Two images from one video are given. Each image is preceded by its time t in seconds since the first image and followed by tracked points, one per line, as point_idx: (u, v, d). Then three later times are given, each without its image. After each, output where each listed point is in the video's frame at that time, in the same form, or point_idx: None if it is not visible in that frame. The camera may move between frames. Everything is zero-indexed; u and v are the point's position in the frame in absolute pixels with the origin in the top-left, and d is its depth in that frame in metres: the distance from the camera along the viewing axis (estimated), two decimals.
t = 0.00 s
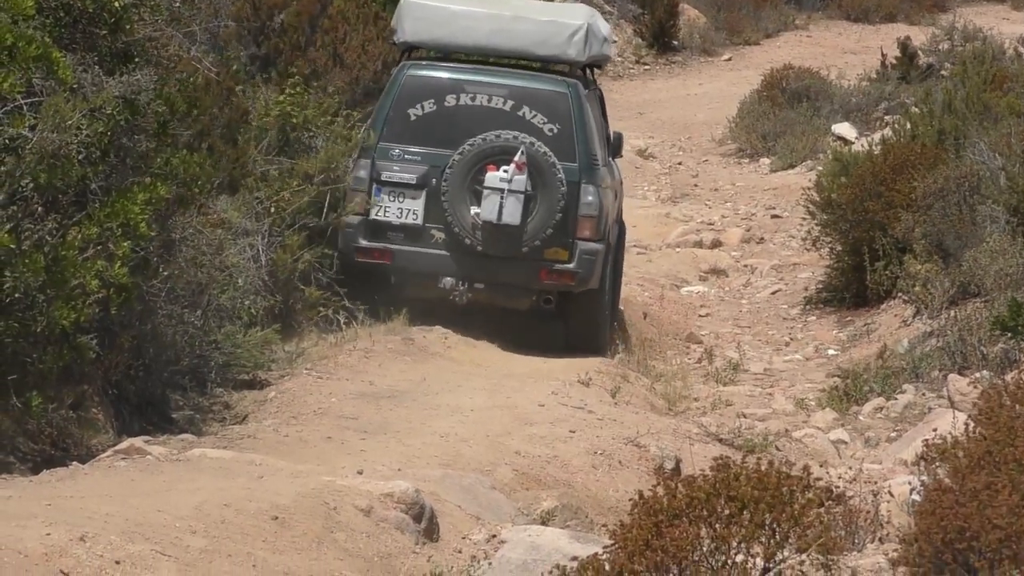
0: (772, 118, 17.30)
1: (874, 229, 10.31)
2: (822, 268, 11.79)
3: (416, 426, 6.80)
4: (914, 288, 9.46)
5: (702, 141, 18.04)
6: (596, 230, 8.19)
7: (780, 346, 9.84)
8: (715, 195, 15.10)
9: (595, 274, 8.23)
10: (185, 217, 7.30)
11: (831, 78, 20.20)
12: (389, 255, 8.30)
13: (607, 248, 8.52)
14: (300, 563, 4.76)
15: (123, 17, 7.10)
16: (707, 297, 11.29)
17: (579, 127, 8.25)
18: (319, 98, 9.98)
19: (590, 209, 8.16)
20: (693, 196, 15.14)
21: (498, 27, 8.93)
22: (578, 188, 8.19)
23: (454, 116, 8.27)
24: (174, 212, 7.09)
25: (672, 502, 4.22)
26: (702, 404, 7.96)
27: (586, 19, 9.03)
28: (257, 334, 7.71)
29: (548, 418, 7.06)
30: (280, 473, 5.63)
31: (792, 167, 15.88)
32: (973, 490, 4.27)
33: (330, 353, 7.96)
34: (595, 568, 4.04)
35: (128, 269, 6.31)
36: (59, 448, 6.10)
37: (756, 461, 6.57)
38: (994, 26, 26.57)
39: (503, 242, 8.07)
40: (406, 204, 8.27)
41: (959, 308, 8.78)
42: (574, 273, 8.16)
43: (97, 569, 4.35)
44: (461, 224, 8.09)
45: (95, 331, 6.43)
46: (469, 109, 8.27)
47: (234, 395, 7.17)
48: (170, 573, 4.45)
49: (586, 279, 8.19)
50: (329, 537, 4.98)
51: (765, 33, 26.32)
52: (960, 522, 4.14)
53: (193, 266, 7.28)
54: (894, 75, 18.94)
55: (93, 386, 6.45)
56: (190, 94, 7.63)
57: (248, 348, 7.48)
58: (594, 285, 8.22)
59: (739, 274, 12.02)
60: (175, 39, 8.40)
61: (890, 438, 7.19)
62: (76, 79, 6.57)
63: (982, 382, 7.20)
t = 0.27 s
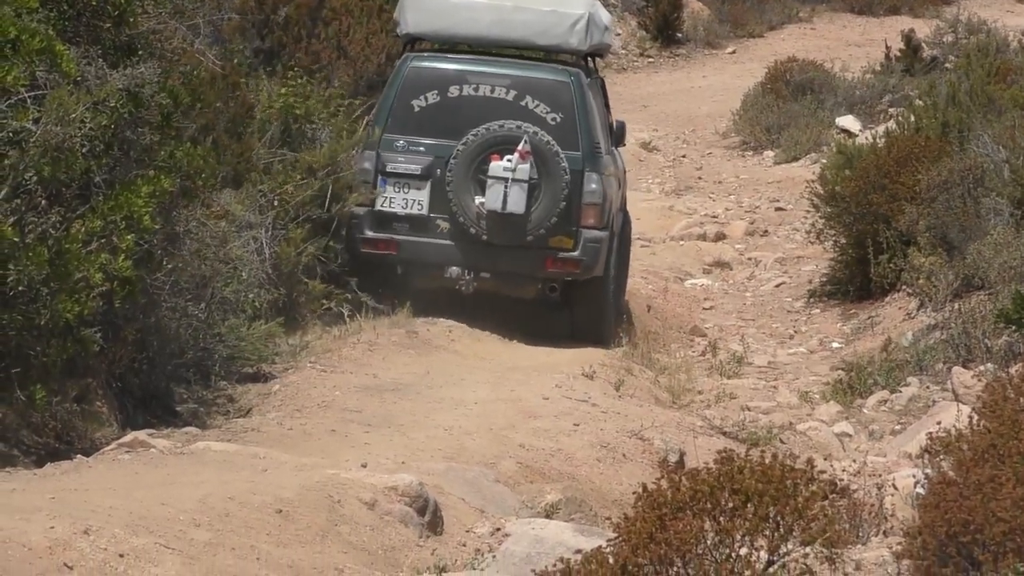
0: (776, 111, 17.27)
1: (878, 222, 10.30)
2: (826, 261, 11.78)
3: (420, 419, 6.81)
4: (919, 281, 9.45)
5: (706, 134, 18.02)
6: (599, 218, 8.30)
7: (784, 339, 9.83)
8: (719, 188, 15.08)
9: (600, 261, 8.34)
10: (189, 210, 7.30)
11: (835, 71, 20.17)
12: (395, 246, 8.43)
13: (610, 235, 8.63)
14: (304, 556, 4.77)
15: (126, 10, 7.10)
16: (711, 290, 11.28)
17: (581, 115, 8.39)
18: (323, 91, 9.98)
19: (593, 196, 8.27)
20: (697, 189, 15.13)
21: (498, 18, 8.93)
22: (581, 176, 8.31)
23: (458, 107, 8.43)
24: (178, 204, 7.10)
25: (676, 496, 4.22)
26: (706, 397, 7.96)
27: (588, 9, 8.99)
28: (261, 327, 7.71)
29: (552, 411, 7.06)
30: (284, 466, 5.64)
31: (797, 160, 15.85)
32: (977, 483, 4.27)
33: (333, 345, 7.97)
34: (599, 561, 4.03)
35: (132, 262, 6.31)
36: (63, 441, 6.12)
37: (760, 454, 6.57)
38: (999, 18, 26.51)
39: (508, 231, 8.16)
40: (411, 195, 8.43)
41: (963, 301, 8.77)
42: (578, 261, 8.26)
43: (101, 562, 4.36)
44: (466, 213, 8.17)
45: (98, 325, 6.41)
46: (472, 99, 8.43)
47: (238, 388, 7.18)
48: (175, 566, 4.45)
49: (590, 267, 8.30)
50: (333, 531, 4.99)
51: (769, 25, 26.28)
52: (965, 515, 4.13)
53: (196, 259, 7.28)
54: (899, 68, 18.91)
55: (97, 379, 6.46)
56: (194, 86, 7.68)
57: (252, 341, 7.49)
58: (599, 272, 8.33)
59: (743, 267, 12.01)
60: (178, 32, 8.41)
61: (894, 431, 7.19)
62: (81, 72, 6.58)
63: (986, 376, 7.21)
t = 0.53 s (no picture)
0: (783, 104, 17.24)
1: (885, 215, 10.28)
2: (834, 254, 11.77)
3: (427, 412, 6.81)
4: (926, 273, 9.44)
5: (713, 127, 17.99)
6: (622, 203, 8.37)
7: (791, 332, 9.82)
8: (726, 181, 15.06)
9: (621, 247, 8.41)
10: (196, 203, 7.32)
11: (841, 64, 20.14)
12: (418, 228, 8.44)
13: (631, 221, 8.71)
14: (311, 549, 4.78)
15: (133, 3, 7.12)
16: (718, 284, 11.27)
17: (606, 102, 8.46)
18: (330, 84, 9.99)
19: (617, 182, 8.34)
20: (704, 182, 15.12)
21: (524, 5, 9.37)
22: (605, 162, 8.38)
23: (484, 92, 8.46)
24: (185, 198, 7.11)
25: (682, 489, 4.20)
26: (713, 390, 7.95)
27: None
28: (268, 320, 7.71)
29: (559, 404, 7.06)
30: (291, 459, 5.64)
31: (804, 153, 15.82)
32: (984, 476, 4.26)
33: (341, 338, 7.97)
34: (606, 554, 4.00)
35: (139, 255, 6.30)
36: (70, 434, 6.13)
37: (767, 447, 6.57)
38: (1006, 10, 26.42)
39: (533, 215, 8.22)
40: (436, 177, 8.41)
41: (970, 294, 8.75)
42: (601, 246, 8.34)
43: (107, 555, 4.37)
44: (492, 196, 8.24)
45: (105, 317, 6.44)
46: (497, 84, 8.47)
47: (246, 381, 7.19)
48: (181, 559, 4.46)
49: (613, 253, 8.38)
50: (340, 524, 4.99)
51: (775, 18, 26.23)
52: (972, 509, 4.10)
53: (203, 252, 7.29)
54: (905, 61, 18.88)
55: (104, 372, 6.47)
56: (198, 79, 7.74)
57: (259, 334, 7.48)
58: (621, 258, 8.40)
59: (750, 260, 11.99)
60: (185, 26, 8.42)
61: (901, 424, 7.18)
62: (87, 65, 6.59)
63: (993, 368, 7.19)
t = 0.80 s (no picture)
0: (789, 100, 17.22)
1: (891, 212, 10.27)
2: (840, 251, 11.76)
3: (433, 408, 6.81)
4: (932, 270, 9.42)
5: (719, 123, 17.97)
6: (635, 195, 8.38)
7: (797, 328, 9.82)
8: (732, 177, 15.05)
9: (633, 239, 8.41)
10: (202, 199, 7.34)
11: (847, 60, 20.12)
12: (432, 213, 8.47)
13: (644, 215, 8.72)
14: (316, 546, 4.78)
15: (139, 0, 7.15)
16: (724, 280, 11.27)
17: (622, 94, 8.52)
18: (337, 80, 10.00)
19: (631, 174, 8.36)
20: (710, 178, 15.10)
21: None
22: (619, 154, 8.41)
23: (500, 80, 8.49)
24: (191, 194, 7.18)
25: (688, 486, 4.19)
26: (719, 386, 7.95)
27: None
28: (274, 317, 7.72)
29: (565, 401, 7.06)
30: (297, 456, 5.65)
31: (810, 149, 15.80)
32: (990, 474, 4.23)
33: (347, 335, 7.98)
34: (612, 551, 4.00)
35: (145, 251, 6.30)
36: (76, 431, 6.14)
37: (773, 444, 6.56)
38: (1013, 7, 26.39)
39: (546, 203, 8.23)
40: (451, 163, 8.44)
41: (976, 290, 8.74)
42: (613, 237, 8.34)
43: (113, 552, 4.37)
44: (506, 183, 8.25)
45: (111, 314, 6.47)
46: (515, 73, 8.49)
47: (252, 378, 7.20)
48: (187, 556, 4.47)
49: (624, 245, 8.38)
50: (345, 521, 5.00)
51: (781, 15, 26.20)
52: (978, 505, 4.05)
53: (209, 249, 7.31)
54: (911, 57, 18.85)
55: (110, 369, 6.48)
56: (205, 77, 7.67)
57: (265, 331, 7.50)
58: (632, 250, 8.40)
59: (756, 256, 11.98)
60: (191, 22, 8.43)
61: (907, 421, 7.18)
62: (93, 62, 6.57)
63: (999, 365, 7.20)
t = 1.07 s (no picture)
0: (797, 96, 17.20)
1: (900, 208, 10.26)
2: (848, 246, 11.75)
3: (441, 404, 6.82)
4: (941, 266, 9.40)
5: (728, 119, 17.95)
6: (650, 186, 8.41)
7: (805, 324, 9.81)
8: (741, 173, 15.03)
9: (646, 230, 8.43)
10: (210, 195, 7.36)
11: (856, 56, 20.08)
12: (448, 199, 8.48)
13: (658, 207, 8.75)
14: (325, 541, 4.80)
15: None
16: (732, 276, 11.26)
17: (639, 86, 8.57)
18: (346, 76, 10.01)
19: (646, 165, 8.39)
20: (718, 174, 15.09)
21: None
22: (635, 145, 8.44)
23: (519, 68, 8.56)
24: (201, 190, 7.22)
25: (697, 481, 4.18)
26: (728, 382, 7.95)
27: None
28: (282, 313, 7.74)
29: (574, 396, 7.06)
30: (305, 451, 5.66)
31: (818, 145, 15.77)
32: (999, 469, 4.17)
33: (355, 331, 7.99)
34: (620, 546, 3.99)
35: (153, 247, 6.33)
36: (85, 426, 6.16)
37: (781, 440, 6.56)
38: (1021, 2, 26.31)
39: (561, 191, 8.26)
40: (468, 149, 8.47)
41: (985, 286, 8.73)
42: (627, 227, 8.36)
43: (122, 546, 4.39)
44: (522, 171, 8.27)
45: (121, 309, 6.51)
46: (533, 62, 8.57)
47: (260, 373, 7.21)
48: (196, 551, 4.48)
49: (638, 235, 8.40)
50: (354, 516, 5.01)
51: (790, 11, 26.16)
52: (985, 501, 4.00)
53: (217, 245, 7.36)
54: (920, 53, 18.81)
55: (119, 364, 6.50)
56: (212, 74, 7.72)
57: (274, 327, 7.52)
58: (645, 240, 8.42)
59: (765, 252, 11.97)
60: (200, 19, 8.44)
61: (916, 416, 7.17)
62: (102, 57, 6.62)
63: (1008, 361, 7.19)
